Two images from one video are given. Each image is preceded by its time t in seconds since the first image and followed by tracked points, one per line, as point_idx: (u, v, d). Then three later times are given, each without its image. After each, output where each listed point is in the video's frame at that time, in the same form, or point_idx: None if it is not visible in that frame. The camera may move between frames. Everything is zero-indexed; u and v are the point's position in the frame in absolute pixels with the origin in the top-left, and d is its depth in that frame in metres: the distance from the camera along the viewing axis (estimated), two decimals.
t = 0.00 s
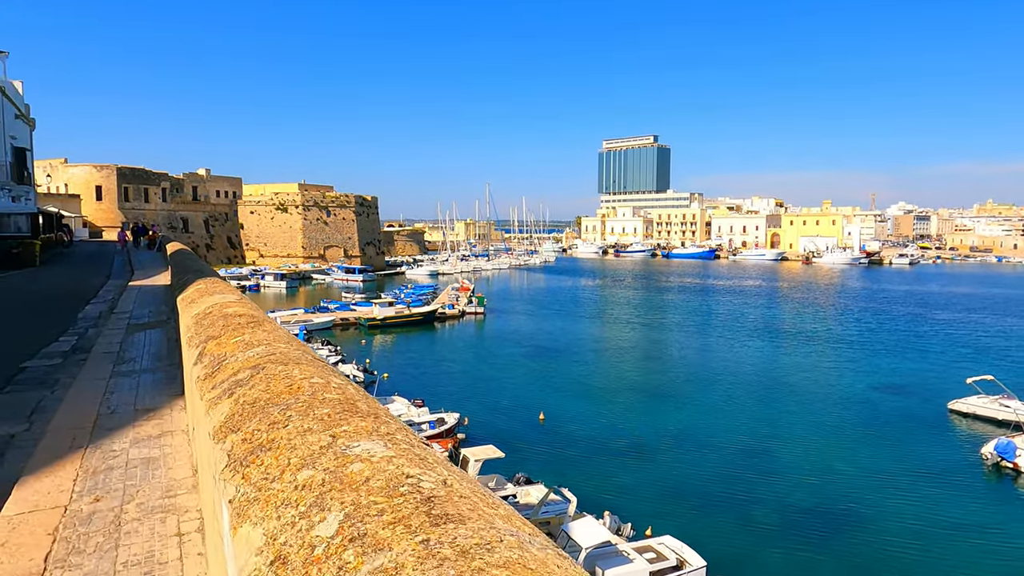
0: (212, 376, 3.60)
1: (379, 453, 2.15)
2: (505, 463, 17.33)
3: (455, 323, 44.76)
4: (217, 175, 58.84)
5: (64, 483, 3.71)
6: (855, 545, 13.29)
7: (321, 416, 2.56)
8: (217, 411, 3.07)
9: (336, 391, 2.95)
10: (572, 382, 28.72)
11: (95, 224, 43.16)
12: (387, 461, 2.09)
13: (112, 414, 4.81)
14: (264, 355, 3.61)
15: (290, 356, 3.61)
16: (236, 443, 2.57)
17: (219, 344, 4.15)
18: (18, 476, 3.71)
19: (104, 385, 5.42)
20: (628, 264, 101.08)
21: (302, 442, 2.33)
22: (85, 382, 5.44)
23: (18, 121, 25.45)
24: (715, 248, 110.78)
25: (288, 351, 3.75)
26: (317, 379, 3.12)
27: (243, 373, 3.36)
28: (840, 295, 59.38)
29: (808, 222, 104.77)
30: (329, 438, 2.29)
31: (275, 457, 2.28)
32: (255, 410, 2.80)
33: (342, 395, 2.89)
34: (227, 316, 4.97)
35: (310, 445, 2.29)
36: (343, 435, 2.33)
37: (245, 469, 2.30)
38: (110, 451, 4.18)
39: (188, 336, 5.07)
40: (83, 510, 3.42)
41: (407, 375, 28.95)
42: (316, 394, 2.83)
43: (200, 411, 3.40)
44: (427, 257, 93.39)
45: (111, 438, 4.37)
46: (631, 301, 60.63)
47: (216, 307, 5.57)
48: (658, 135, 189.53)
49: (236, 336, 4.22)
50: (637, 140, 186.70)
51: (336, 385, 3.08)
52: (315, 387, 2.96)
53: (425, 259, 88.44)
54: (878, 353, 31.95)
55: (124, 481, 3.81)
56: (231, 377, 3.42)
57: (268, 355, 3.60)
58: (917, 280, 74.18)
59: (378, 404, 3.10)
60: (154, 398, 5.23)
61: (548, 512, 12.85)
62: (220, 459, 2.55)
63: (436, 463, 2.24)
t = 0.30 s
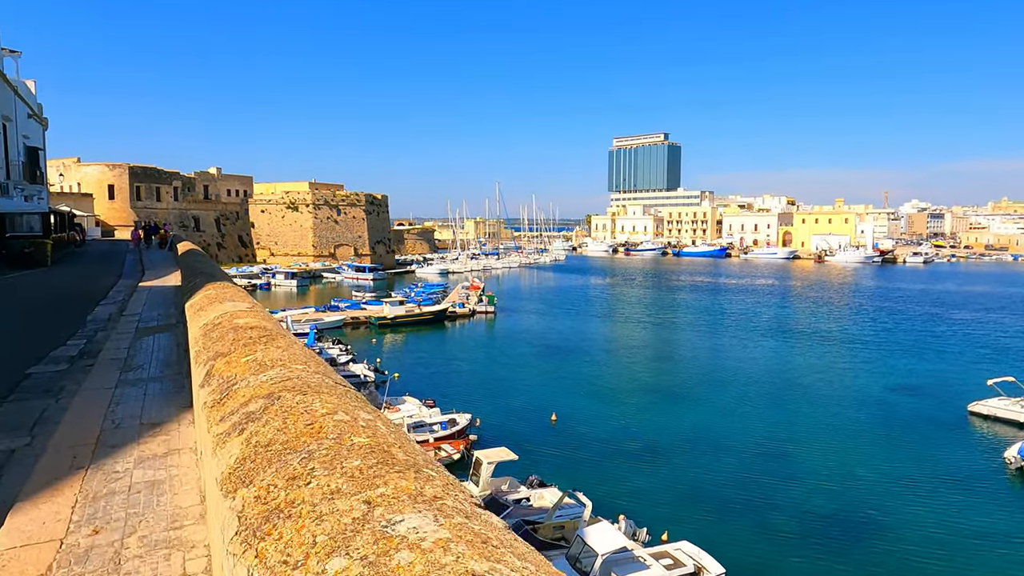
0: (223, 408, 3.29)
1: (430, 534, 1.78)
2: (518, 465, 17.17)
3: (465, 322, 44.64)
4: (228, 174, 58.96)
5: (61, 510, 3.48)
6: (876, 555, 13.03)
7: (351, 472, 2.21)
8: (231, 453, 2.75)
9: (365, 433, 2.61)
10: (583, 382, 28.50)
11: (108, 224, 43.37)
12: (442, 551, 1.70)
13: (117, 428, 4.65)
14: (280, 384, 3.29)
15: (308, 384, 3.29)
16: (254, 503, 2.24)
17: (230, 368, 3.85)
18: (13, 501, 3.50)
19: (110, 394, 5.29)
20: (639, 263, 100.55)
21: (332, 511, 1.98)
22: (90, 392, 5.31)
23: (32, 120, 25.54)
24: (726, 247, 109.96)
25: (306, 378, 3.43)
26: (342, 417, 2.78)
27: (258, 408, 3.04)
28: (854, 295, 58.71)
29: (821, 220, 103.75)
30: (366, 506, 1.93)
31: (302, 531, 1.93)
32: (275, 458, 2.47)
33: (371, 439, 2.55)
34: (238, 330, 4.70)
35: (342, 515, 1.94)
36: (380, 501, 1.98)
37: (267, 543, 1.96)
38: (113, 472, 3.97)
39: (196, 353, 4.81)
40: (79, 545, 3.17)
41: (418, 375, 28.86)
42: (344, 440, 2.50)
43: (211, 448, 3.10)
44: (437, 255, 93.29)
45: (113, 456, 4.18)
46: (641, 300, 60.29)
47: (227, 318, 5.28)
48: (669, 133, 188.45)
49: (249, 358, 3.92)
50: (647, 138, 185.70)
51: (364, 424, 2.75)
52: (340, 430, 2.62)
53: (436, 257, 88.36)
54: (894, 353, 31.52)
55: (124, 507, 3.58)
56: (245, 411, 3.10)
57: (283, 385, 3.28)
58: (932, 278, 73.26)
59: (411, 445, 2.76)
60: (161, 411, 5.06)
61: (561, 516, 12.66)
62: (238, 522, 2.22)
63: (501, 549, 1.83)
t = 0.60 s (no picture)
0: (248, 425, 2.93)
1: None
2: (528, 466, 17.03)
3: (472, 322, 44.52)
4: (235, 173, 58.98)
5: (65, 528, 3.29)
6: (895, 562, 12.78)
7: (418, 515, 1.84)
8: (262, 483, 2.39)
9: (422, 462, 2.24)
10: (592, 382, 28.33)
11: (115, 223, 43.42)
12: None
13: (125, 436, 4.49)
14: (312, 399, 2.93)
15: (344, 399, 2.93)
16: (297, 555, 1.86)
17: (253, 378, 3.51)
18: (13, 518, 3.31)
19: (118, 398, 5.14)
20: (645, 262, 100.16)
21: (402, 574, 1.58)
22: (97, 396, 5.16)
23: (40, 119, 25.51)
24: (733, 246, 109.42)
25: (340, 391, 3.07)
26: (391, 441, 2.41)
27: (288, 430, 2.67)
28: (862, 295, 58.25)
29: (828, 220, 103.05)
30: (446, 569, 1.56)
31: None
32: (320, 492, 2.11)
33: (432, 470, 2.17)
34: (259, 335, 4.40)
35: None
36: (464, 561, 1.59)
37: None
38: (120, 486, 3.79)
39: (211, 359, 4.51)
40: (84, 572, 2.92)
41: (426, 375, 28.76)
42: (402, 471, 2.12)
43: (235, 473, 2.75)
44: (443, 255, 93.13)
45: (121, 469, 4.00)
46: (647, 300, 60.02)
47: (245, 322, 4.94)
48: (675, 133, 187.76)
49: (274, 367, 3.57)
50: (654, 137, 185.03)
51: (418, 449, 2.37)
52: (393, 457, 2.24)
53: (442, 257, 88.24)
54: (905, 353, 31.21)
55: (133, 526, 3.38)
56: (274, 430, 2.75)
57: (317, 400, 2.92)
58: (941, 278, 72.64)
59: (474, 476, 2.39)
60: (171, 418, 4.87)
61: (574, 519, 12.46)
62: None
63: None
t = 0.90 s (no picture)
0: (266, 471, 2.27)
1: None
2: (537, 468, 16.89)
3: (479, 321, 44.40)
4: (240, 173, 59.01)
5: (66, 565, 3.05)
6: (912, 570, 12.54)
7: None
8: (297, 554, 1.71)
9: (503, 536, 1.52)
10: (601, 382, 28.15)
11: (121, 224, 43.45)
12: None
13: (130, 455, 4.28)
14: (349, 437, 2.24)
15: (387, 435, 2.25)
16: None
17: (275, 407, 2.84)
18: (11, 552, 3.11)
19: (124, 411, 4.97)
20: (650, 261, 99.97)
21: None
22: (103, 407, 5.01)
23: (46, 120, 25.48)
24: (739, 244, 109.05)
25: (382, 425, 2.36)
26: (457, 501, 1.70)
27: (318, 479, 2.00)
28: (869, 293, 57.88)
29: (834, 217, 102.51)
30: None
31: None
32: None
33: (518, 548, 1.46)
34: (278, 353, 3.82)
35: None
36: None
37: None
38: (127, 513, 3.58)
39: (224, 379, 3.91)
40: None
41: (433, 375, 28.63)
42: (481, 552, 1.43)
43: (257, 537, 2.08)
44: (448, 254, 93.10)
45: (128, 491, 3.81)
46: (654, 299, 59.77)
47: (260, 340, 4.36)
48: (680, 131, 187.21)
49: (299, 394, 2.89)
50: (658, 136, 184.53)
51: (493, 516, 1.65)
52: (465, 528, 1.53)
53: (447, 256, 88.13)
54: (915, 352, 30.94)
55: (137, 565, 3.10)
56: (305, 478, 2.06)
57: (353, 436, 2.24)
58: (949, 276, 72.25)
59: (574, 554, 1.66)
60: (178, 434, 4.68)
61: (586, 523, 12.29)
62: None
63: None
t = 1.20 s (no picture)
0: (282, 509, 2.06)
1: None
2: (546, 471, 16.73)
3: (485, 321, 44.21)
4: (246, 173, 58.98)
5: None
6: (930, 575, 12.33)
7: None
8: None
9: None
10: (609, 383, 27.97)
11: (128, 224, 43.43)
12: None
13: (127, 467, 4.10)
14: (373, 471, 2.02)
15: (418, 468, 2.03)
16: None
17: (282, 428, 2.64)
18: None
19: (124, 418, 4.81)
20: (656, 260, 99.50)
21: None
22: (101, 414, 4.85)
23: (52, 120, 25.38)
24: (746, 243, 108.40)
25: (410, 453, 2.15)
26: (521, 569, 1.46)
27: (341, 526, 1.79)
28: (879, 292, 57.33)
29: (842, 216, 101.74)
30: None
31: None
32: None
33: None
34: (285, 361, 3.61)
35: None
36: None
37: None
38: (119, 536, 3.37)
39: (225, 390, 3.73)
40: None
41: (440, 376, 28.47)
42: None
43: None
44: (454, 253, 92.86)
45: (122, 509, 3.61)
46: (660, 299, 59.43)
47: (264, 345, 4.17)
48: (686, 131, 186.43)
49: (308, 412, 2.69)
50: (664, 135, 183.85)
51: None
52: None
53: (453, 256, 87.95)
54: (927, 353, 30.62)
55: None
56: (322, 522, 1.86)
57: (377, 471, 2.03)
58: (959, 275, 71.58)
59: None
60: (178, 445, 4.49)
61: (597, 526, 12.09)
62: None
63: None
